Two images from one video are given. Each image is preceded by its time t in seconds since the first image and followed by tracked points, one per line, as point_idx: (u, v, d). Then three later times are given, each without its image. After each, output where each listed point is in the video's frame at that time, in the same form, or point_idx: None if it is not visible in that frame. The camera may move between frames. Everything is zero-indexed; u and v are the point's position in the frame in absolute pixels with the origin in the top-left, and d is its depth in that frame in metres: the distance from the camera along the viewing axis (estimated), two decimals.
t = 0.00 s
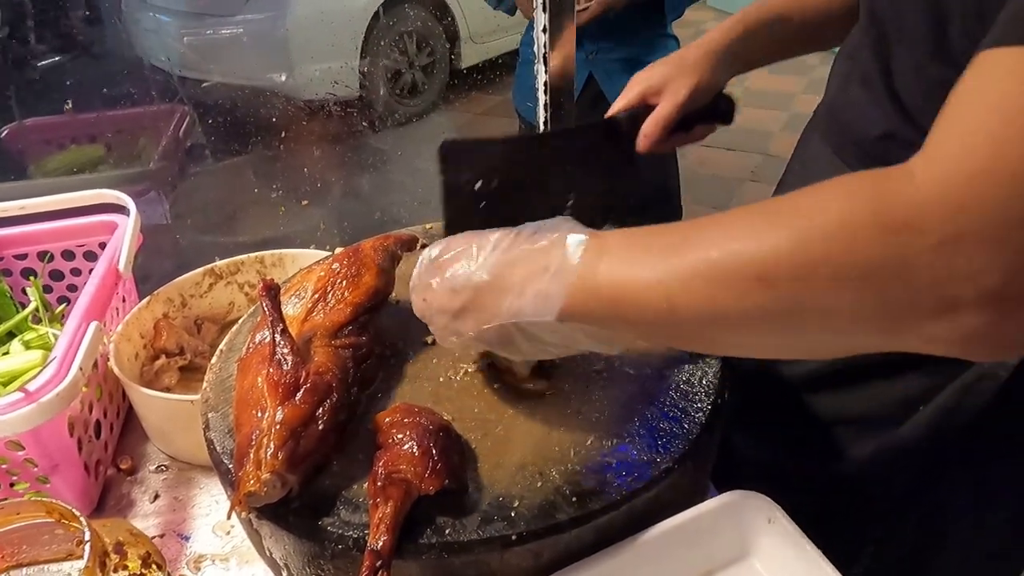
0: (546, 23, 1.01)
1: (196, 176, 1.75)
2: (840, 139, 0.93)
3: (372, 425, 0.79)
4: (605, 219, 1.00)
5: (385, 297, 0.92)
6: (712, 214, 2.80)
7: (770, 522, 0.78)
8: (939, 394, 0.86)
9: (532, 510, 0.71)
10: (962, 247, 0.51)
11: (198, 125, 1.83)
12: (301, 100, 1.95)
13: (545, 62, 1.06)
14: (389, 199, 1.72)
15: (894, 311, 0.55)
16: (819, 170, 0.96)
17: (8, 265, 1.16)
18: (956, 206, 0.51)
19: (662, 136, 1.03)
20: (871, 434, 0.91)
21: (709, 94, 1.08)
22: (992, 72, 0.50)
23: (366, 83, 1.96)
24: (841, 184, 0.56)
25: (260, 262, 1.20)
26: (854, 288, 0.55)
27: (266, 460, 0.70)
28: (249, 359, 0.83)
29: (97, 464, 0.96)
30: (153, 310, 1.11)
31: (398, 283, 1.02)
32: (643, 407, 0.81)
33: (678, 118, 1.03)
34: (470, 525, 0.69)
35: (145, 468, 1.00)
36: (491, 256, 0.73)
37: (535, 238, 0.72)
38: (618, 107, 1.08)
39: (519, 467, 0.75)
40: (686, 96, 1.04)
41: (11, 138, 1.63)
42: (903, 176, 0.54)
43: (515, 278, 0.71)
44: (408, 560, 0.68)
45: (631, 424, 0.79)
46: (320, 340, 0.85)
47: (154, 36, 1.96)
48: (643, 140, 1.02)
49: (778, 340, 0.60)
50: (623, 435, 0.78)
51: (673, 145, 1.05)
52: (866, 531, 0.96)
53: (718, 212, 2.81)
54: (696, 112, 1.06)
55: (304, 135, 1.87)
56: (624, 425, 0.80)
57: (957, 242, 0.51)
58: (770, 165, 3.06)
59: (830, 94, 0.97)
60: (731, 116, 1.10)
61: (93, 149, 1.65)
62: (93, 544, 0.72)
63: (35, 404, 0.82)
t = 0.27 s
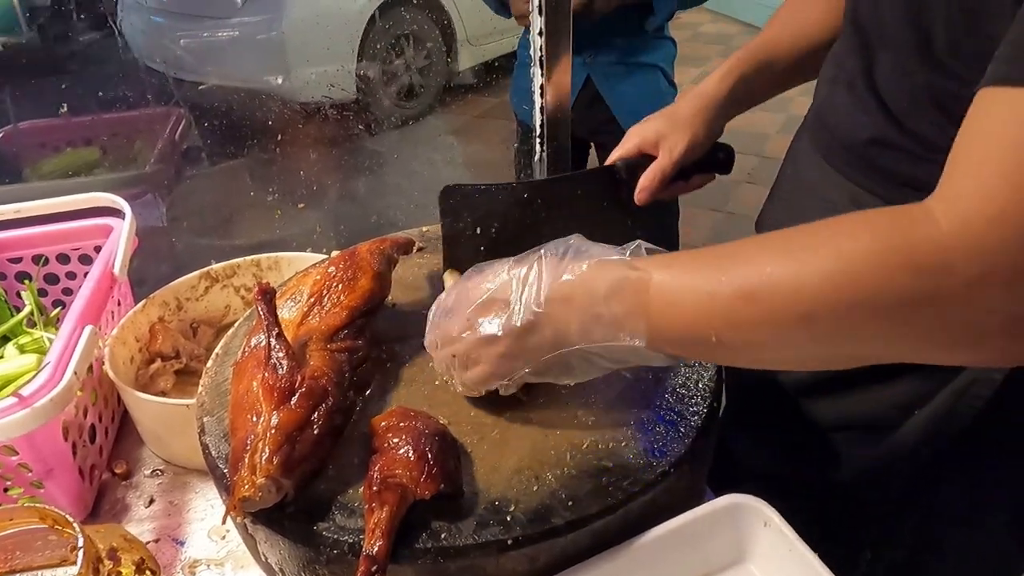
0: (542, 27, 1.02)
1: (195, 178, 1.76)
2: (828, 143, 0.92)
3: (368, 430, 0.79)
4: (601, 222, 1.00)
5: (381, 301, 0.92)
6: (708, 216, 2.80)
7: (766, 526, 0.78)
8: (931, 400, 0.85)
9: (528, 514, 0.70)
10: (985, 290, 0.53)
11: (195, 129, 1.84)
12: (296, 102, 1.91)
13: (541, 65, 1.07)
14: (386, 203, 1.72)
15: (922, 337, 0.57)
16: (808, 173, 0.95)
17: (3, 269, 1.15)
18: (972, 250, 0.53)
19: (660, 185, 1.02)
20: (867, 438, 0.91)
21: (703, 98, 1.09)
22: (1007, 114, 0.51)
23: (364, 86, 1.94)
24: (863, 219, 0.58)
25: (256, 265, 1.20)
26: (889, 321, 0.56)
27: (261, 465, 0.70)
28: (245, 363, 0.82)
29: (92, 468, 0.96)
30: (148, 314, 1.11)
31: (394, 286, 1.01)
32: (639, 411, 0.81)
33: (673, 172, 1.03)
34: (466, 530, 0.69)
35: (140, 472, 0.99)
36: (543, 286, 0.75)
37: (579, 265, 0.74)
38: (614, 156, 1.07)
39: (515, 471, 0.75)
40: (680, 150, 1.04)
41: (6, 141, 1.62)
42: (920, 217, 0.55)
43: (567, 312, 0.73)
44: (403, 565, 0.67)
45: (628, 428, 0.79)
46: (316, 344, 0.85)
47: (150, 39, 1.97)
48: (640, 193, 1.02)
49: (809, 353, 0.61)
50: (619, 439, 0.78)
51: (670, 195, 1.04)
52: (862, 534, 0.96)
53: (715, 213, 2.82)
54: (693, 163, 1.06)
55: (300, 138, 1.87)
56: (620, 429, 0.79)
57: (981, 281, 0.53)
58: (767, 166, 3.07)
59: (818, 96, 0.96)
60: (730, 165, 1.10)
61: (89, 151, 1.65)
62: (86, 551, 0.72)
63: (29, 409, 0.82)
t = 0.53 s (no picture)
0: (541, 26, 1.02)
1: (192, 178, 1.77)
2: (819, 142, 0.92)
3: (366, 430, 0.79)
4: (600, 222, 1.00)
5: (380, 301, 0.92)
6: (708, 215, 2.80)
7: (764, 526, 0.78)
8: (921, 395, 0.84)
9: (526, 514, 0.71)
10: (974, 302, 0.55)
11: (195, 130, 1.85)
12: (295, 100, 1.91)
13: (540, 65, 1.07)
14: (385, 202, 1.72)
15: (918, 336, 0.58)
16: (801, 173, 0.95)
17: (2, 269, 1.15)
18: (961, 262, 0.54)
19: (660, 186, 1.02)
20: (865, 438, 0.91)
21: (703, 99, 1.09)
22: (988, 131, 0.52)
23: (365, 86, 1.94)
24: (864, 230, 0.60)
25: (255, 265, 1.20)
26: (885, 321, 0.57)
27: (259, 465, 0.70)
28: (243, 363, 0.82)
29: (91, 468, 0.96)
30: (147, 314, 1.11)
31: (393, 286, 1.01)
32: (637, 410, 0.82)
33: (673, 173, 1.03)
34: (464, 530, 0.69)
35: (139, 472, 1.00)
36: (561, 278, 0.78)
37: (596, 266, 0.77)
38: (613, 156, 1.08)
39: (513, 471, 0.75)
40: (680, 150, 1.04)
41: (5, 141, 1.63)
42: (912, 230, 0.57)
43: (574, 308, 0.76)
44: (401, 565, 0.68)
45: (626, 428, 0.80)
46: (314, 345, 0.85)
47: (151, 38, 2.00)
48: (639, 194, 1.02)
49: (810, 356, 0.63)
50: (617, 439, 0.78)
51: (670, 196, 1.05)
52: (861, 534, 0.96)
53: (715, 212, 2.81)
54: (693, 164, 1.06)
55: (298, 138, 1.86)
56: (618, 429, 0.79)
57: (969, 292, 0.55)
58: (767, 166, 3.06)
59: (811, 97, 0.96)
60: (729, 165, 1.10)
61: (88, 152, 1.65)
62: (83, 551, 0.72)
63: (28, 409, 0.82)
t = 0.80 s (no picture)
0: (545, 29, 1.03)
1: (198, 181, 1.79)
2: (819, 144, 0.92)
3: (370, 433, 0.79)
4: (604, 225, 1.00)
5: (384, 305, 0.93)
6: (714, 216, 2.79)
7: (767, 530, 0.78)
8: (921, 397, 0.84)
9: (529, 517, 0.71)
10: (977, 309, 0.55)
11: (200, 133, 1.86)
12: (300, 103, 1.93)
13: (544, 68, 1.08)
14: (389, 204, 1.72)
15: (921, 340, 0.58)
16: (802, 174, 0.95)
17: (10, 273, 1.16)
18: (951, 278, 0.54)
19: (662, 189, 1.03)
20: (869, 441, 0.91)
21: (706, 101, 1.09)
22: (981, 147, 0.52)
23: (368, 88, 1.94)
24: (853, 244, 0.60)
25: (261, 268, 1.20)
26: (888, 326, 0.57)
27: (264, 468, 0.70)
28: (248, 366, 0.83)
29: (98, 470, 0.97)
30: (153, 316, 1.11)
31: (398, 289, 1.02)
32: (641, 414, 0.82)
33: (675, 176, 1.03)
34: (467, 533, 0.69)
35: (145, 474, 1.00)
36: (561, 288, 0.79)
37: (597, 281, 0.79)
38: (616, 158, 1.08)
39: (516, 474, 0.75)
40: (683, 154, 1.04)
41: (14, 145, 1.64)
42: (902, 244, 0.57)
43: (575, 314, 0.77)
44: (404, 568, 0.68)
45: (629, 431, 0.80)
46: (319, 348, 0.85)
47: (157, 41, 2.01)
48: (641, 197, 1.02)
49: (799, 370, 0.63)
50: (621, 442, 0.78)
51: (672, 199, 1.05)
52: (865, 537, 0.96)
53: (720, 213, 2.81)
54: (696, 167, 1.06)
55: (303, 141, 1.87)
56: (621, 432, 0.80)
57: (957, 306, 0.55)
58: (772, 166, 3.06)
59: (811, 98, 0.96)
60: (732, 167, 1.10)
61: (95, 155, 1.66)
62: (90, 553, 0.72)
63: (35, 412, 0.83)
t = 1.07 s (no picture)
0: (546, 31, 1.03)
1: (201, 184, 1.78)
2: (820, 145, 0.93)
3: (373, 434, 0.80)
4: (606, 227, 1.00)
5: (385, 307, 0.93)
6: (716, 217, 2.80)
7: (769, 531, 0.78)
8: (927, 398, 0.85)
9: (531, 518, 0.71)
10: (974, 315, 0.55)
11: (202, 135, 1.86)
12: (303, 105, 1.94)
13: (545, 69, 1.08)
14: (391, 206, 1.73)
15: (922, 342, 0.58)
16: (803, 174, 0.96)
17: (14, 275, 1.17)
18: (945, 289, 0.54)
19: (664, 191, 1.03)
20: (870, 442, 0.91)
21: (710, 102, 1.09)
22: (976, 163, 0.52)
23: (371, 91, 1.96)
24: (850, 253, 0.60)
25: (263, 270, 1.21)
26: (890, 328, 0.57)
27: (267, 469, 0.70)
28: (252, 368, 0.83)
29: (101, 472, 0.97)
30: (157, 318, 1.12)
31: (400, 290, 1.02)
32: (642, 415, 0.82)
33: (678, 177, 1.04)
34: (469, 534, 0.70)
35: (149, 475, 1.01)
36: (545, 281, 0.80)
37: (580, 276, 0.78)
38: (618, 160, 1.08)
39: (518, 475, 0.75)
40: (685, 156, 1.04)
41: (18, 148, 1.65)
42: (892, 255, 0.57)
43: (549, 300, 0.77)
44: (407, 568, 0.68)
45: (631, 432, 0.80)
46: (321, 349, 0.86)
47: (160, 44, 2.01)
48: (643, 200, 1.02)
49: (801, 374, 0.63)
50: (623, 443, 0.79)
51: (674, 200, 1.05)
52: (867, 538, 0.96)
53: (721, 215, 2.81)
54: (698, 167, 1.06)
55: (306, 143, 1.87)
56: (623, 434, 0.80)
57: (935, 321, 0.54)
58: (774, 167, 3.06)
59: (812, 99, 0.97)
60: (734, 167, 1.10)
61: (98, 158, 1.67)
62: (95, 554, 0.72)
63: (40, 414, 0.83)
